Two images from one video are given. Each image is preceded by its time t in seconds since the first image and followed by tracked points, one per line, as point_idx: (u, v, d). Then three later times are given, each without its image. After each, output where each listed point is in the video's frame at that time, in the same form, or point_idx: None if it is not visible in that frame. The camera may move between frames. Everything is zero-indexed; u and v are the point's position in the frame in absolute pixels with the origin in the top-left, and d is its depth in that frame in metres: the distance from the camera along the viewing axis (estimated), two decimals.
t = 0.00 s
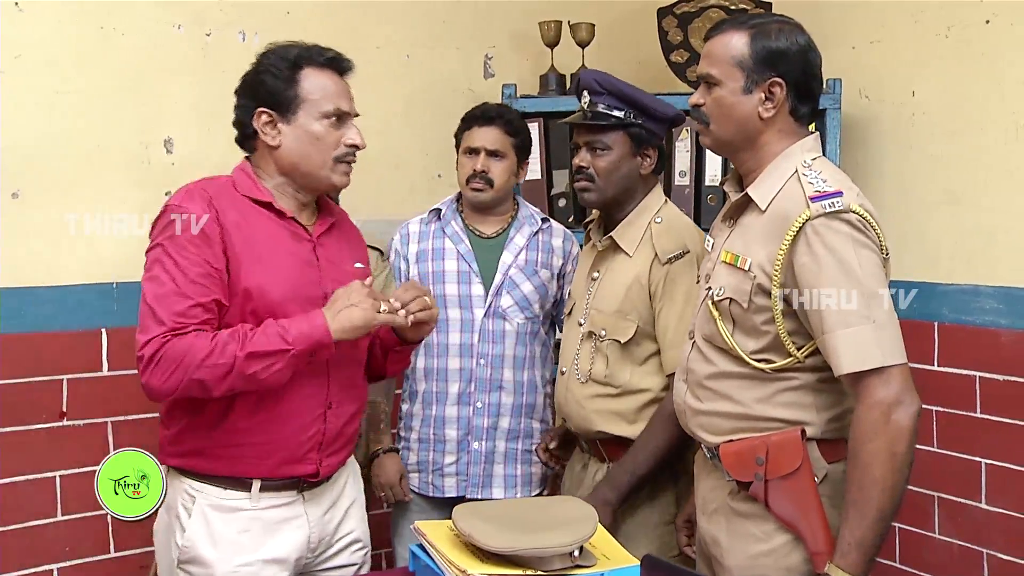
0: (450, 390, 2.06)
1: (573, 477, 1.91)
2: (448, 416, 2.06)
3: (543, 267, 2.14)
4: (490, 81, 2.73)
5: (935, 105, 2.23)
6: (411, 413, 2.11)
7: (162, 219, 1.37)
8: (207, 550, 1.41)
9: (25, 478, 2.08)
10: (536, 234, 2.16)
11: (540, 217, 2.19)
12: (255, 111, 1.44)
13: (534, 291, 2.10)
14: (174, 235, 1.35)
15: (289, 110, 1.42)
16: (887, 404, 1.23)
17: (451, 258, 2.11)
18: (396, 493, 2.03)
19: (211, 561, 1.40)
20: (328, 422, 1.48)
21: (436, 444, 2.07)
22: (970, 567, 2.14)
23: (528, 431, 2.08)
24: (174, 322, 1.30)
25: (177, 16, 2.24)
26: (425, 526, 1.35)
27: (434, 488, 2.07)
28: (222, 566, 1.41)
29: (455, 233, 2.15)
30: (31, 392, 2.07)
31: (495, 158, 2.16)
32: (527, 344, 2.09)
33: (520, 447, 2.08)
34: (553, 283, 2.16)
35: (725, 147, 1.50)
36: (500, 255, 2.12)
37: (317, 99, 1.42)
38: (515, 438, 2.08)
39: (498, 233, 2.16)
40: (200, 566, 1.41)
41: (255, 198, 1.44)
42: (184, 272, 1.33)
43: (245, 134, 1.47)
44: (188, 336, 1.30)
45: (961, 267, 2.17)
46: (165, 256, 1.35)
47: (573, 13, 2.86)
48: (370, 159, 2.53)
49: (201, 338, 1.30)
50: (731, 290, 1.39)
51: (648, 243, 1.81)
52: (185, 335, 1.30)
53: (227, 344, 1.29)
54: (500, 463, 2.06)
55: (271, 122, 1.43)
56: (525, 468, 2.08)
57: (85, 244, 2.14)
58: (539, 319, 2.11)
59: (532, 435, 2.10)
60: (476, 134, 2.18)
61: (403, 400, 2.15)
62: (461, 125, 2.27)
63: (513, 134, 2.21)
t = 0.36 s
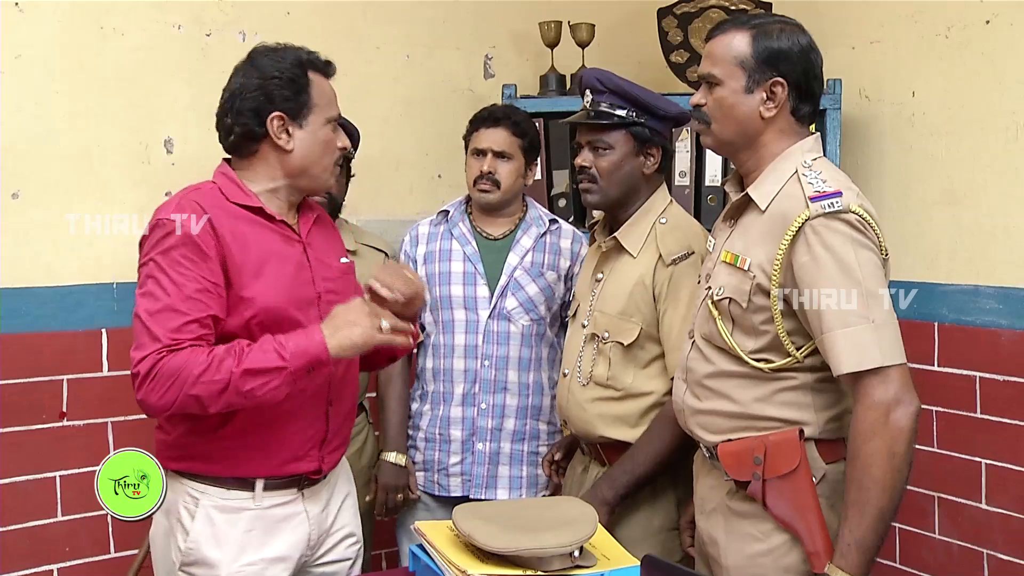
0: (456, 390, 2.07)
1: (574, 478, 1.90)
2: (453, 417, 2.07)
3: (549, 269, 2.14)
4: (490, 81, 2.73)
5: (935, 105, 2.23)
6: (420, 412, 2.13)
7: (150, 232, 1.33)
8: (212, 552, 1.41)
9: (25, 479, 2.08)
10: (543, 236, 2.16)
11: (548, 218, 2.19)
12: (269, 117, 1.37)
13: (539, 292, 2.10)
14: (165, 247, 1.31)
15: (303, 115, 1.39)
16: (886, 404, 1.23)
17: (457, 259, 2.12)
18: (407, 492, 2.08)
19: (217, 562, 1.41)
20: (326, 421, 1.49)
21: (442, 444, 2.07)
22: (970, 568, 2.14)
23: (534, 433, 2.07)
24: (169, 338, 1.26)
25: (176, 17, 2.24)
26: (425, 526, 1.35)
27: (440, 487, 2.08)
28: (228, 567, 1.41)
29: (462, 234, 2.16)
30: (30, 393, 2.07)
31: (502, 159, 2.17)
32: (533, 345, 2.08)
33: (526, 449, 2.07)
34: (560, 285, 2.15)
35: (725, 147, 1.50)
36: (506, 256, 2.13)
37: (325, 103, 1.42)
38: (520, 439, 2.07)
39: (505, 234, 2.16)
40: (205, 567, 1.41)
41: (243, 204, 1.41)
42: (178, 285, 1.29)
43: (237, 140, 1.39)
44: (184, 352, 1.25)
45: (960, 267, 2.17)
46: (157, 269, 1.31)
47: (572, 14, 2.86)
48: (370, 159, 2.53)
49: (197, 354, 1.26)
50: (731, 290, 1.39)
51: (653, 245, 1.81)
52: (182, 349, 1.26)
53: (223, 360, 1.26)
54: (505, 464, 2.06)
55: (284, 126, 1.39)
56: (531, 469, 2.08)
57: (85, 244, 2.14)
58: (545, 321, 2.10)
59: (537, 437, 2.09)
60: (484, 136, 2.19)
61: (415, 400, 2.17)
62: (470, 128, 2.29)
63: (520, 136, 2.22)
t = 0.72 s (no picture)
0: (457, 391, 2.07)
1: (574, 479, 1.90)
2: (454, 418, 2.07)
3: (550, 269, 2.13)
4: (490, 82, 2.73)
5: (935, 105, 2.23)
6: (422, 412, 2.13)
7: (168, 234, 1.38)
8: (227, 546, 1.41)
9: (25, 479, 2.08)
10: (544, 237, 2.16)
11: (549, 219, 2.19)
12: (254, 130, 1.45)
13: (540, 293, 2.10)
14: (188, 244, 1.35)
15: (286, 121, 1.43)
16: (887, 405, 1.23)
17: (457, 260, 2.12)
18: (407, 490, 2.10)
19: (230, 557, 1.41)
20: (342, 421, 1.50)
21: (443, 445, 2.07)
22: (970, 568, 2.14)
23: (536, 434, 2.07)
24: (198, 323, 1.27)
25: (176, 17, 2.24)
26: (425, 527, 1.35)
27: (441, 488, 2.08)
28: (242, 562, 1.41)
29: (463, 235, 2.16)
30: (31, 393, 2.07)
31: (502, 160, 2.17)
32: (534, 346, 2.08)
33: (528, 450, 2.07)
34: (561, 285, 2.15)
35: (726, 147, 1.50)
36: (507, 257, 2.13)
37: (313, 104, 1.43)
38: (522, 440, 2.07)
39: (505, 235, 2.16)
40: (218, 562, 1.41)
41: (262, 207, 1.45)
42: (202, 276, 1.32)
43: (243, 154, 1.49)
44: (212, 331, 1.25)
45: (960, 268, 2.18)
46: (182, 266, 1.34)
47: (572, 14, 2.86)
48: (370, 160, 2.53)
49: (225, 332, 1.25)
50: (732, 291, 1.39)
51: (657, 246, 1.81)
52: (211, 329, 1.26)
53: (251, 331, 1.26)
54: (507, 466, 2.06)
55: (272, 137, 1.44)
56: (533, 471, 2.08)
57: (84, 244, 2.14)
58: (546, 322, 2.10)
59: (540, 438, 2.09)
60: (485, 136, 2.19)
61: (417, 402, 2.16)
62: (471, 128, 2.29)
63: (521, 136, 2.22)
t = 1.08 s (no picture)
0: (460, 392, 2.07)
1: (575, 479, 1.90)
2: (457, 419, 2.07)
3: (553, 269, 2.13)
4: (490, 82, 2.73)
5: (934, 105, 2.23)
6: (423, 414, 2.12)
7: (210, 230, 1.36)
8: (241, 536, 1.41)
9: (25, 479, 2.08)
10: (546, 237, 2.16)
11: (551, 219, 2.19)
12: (282, 154, 1.34)
13: (543, 293, 2.09)
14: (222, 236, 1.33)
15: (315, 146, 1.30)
16: (887, 405, 1.23)
17: (460, 261, 2.13)
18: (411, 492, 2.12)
19: (243, 548, 1.41)
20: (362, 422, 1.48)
21: (445, 446, 2.07)
22: (970, 568, 2.14)
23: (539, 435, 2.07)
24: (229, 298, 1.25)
25: (176, 18, 2.24)
26: (425, 527, 1.35)
27: (444, 489, 2.08)
28: (253, 553, 1.40)
29: (465, 236, 2.16)
30: (31, 394, 2.07)
31: (505, 160, 2.18)
32: (537, 347, 2.08)
33: (531, 451, 2.07)
34: (563, 285, 2.15)
35: (728, 147, 1.50)
36: (509, 258, 2.13)
37: (341, 123, 1.30)
38: (525, 441, 2.07)
39: (507, 235, 2.16)
40: (232, 552, 1.42)
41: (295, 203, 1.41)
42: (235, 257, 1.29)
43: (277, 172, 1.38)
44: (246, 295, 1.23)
45: (960, 268, 2.18)
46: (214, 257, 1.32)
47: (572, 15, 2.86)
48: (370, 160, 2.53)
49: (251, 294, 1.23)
50: (733, 291, 1.39)
51: (659, 246, 1.81)
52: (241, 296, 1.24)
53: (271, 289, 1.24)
54: (510, 466, 2.06)
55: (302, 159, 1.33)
56: (536, 471, 2.07)
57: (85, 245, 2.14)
58: (549, 322, 2.10)
59: (543, 439, 2.09)
60: (487, 137, 2.19)
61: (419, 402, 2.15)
62: (472, 129, 2.29)
63: (524, 137, 2.23)
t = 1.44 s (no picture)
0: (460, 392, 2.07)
1: (575, 479, 1.90)
2: (458, 418, 2.07)
3: (553, 269, 2.13)
4: (490, 82, 2.73)
5: (934, 105, 2.23)
6: (423, 414, 2.12)
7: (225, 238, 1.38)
8: (249, 531, 1.42)
9: (25, 479, 2.08)
10: (547, 236, 2.16)
11: (552, 218, 2.19)
12: (320, 122, 1.46)
13: (543, 293, 2.09)
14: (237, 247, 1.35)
15: (351, 115, 1.44)
16: (888, 405, 1.23)
17: (460, 261, 2.13)
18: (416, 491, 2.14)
19: (251, 543, 1.41)
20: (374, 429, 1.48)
21: (446, 446, 2.07)
22: (970, 568, 2.14)
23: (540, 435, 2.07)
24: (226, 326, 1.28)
25: (176, 18, 2.24)
26: (426, 527, 1.35)
27: (445, 489, 2.08)
28: (261, 549, 1.41)
29: (465, 235, 2.17)
30: (30, 394, 2.07)
31: (506, 159, 2.18)
32: (537, 347, 2.08)
33: (532, 451, 2.07)
34: (564, 285, 2.15)
35: (728, 148, 1.50)
36: (509, 257, 2.13)
37: (378, 103, 1.44)
38: (527, 441, 2.06)
39: (508, 235, 2.16)
40: (240, 546, 1.42)
41: (319, 213, 1.44)
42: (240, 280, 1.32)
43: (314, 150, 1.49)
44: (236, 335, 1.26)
45: (959, 269, 2.18)
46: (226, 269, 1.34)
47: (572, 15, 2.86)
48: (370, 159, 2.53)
49: (245, 338, 1.26)
50: (733, 291, 1.39)
51: (658, 245, 1.81)
52: (233, 336, 1.27)
53: (266, 346, 1.25)
54: (512, 466, 2.06)
55: (336, 130, 1.45)
56: (537, 471, 2.07)
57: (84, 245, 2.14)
58: (550, 322, 2.10)
59: (544, 439, 2.08)
60: (487, 136, 2.20)
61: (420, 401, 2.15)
62: (472, 128, 2.29)
63: (524, 136, 2.23)
